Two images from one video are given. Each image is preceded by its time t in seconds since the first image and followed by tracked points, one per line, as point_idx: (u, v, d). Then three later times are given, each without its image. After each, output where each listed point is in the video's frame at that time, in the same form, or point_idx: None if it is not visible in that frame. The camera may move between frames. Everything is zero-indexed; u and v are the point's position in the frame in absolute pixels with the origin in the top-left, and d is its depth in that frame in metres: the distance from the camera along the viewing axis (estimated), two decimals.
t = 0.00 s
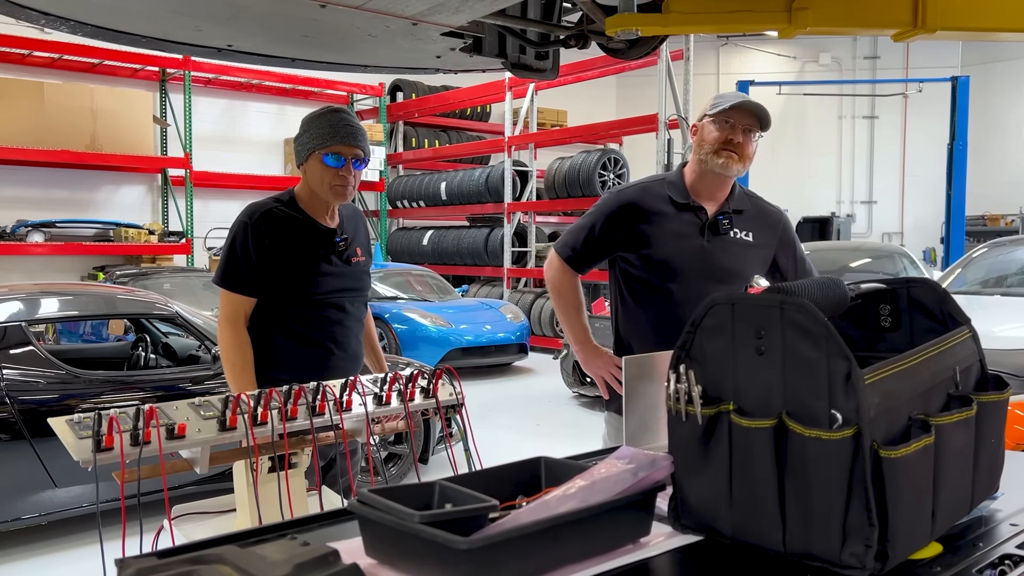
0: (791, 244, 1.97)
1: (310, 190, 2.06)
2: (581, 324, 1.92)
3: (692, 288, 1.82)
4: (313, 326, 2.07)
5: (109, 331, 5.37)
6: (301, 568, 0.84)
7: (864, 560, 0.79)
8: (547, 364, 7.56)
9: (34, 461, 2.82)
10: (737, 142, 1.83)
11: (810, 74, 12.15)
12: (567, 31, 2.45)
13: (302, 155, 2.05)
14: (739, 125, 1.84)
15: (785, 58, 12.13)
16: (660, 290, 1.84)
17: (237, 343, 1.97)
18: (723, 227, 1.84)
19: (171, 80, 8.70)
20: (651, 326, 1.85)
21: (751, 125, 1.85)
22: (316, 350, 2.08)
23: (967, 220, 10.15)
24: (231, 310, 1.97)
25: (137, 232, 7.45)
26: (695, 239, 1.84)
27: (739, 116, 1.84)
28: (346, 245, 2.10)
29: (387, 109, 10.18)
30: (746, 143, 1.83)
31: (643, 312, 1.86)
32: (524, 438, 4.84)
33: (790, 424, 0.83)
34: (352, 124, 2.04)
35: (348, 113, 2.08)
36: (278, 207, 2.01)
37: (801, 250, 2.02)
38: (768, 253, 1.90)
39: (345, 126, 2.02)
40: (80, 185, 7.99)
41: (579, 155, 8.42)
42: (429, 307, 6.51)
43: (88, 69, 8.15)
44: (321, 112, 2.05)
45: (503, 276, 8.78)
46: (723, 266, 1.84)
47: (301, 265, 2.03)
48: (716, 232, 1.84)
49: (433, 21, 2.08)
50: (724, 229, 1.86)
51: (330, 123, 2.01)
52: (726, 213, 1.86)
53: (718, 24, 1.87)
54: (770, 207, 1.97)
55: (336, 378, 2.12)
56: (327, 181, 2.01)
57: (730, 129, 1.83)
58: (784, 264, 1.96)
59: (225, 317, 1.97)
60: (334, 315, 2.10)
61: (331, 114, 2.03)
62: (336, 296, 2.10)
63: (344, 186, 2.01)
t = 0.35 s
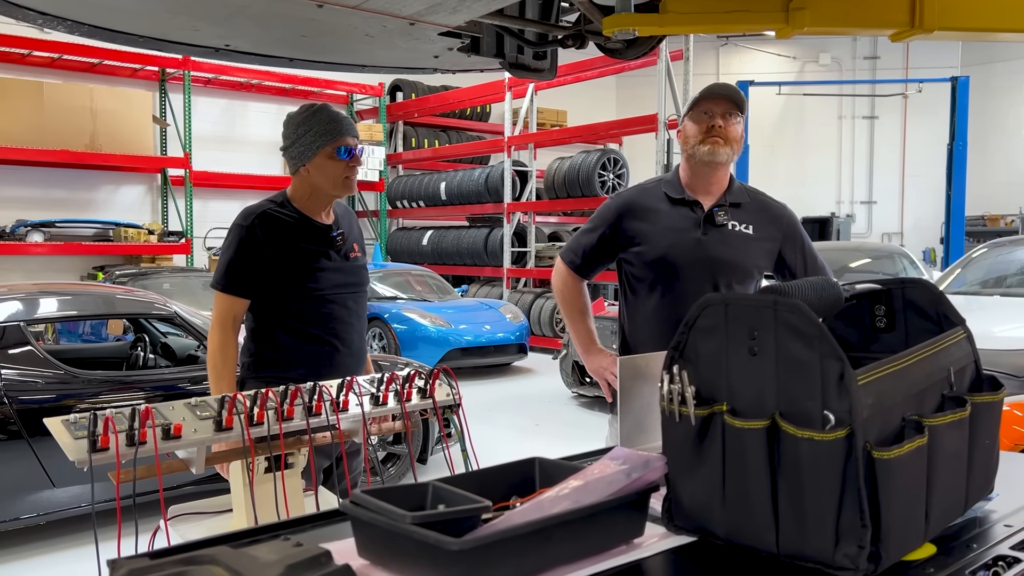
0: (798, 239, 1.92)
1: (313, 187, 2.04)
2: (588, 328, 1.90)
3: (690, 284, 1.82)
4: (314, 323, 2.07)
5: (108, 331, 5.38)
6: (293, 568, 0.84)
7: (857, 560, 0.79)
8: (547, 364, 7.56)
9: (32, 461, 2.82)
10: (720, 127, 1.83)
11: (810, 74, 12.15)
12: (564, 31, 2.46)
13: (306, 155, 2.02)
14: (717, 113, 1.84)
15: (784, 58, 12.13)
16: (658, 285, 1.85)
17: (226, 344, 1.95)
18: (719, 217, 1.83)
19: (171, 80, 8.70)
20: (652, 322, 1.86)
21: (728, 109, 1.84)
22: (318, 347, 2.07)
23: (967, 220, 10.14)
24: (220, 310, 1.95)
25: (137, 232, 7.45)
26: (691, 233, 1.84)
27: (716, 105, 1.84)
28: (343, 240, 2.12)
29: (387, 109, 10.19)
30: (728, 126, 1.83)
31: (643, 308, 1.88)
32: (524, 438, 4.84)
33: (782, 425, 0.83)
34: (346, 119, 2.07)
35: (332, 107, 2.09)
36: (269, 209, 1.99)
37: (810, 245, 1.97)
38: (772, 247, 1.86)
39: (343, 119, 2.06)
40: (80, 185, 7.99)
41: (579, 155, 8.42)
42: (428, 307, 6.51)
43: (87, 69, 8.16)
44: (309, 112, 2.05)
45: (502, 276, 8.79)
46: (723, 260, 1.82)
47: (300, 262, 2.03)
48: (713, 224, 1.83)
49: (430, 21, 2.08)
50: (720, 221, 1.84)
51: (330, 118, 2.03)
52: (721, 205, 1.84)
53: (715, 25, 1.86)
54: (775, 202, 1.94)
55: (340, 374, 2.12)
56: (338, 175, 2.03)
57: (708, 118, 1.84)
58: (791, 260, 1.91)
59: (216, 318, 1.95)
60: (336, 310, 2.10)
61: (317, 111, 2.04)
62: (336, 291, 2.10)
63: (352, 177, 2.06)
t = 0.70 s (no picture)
0: (790, 234, 1.88)
1: (313, 189, 2.05)
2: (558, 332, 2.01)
3: (674, 282, 1.83)
4: (317, 322, 2.07)
5: (108, 331, 5.38)
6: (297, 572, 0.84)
7: (857, 565, 0.79)
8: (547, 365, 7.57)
9: (33, 461, 2.82)
10: (669, 137, 1.88)
11: (810, 75, 12.15)
12: (564, 34, 2.46)
13: (308, 158, 2.01)
14: (667, 121, 1.88)
15: (784, 58, 12.13)
16: (643, 284, 1.88)
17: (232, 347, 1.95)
18: (702, 217, 1.83)
19: (171, 80, 8.71)
20: (637, 321, 1.89)
21: (677, 117, 1.87)
22: (323, 345, 2.08)
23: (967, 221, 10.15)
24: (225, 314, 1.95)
25: (137, 232, 7.44)
26: (674, 232, 1.86)
27: (667, 115, 1.88)
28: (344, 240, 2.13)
29: (387, 109, 10.19)
30: (679, 134, 1.86)
31: (630, 306, 1.91)
32: (524, 438, 4.85)
33: (783, 431, 0.83)
34: (342, 120, 2.07)
35: (323, 109, 2.09)
36: (267, 213, 1.99)
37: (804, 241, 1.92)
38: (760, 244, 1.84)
39: (337, 119, 2.06)
40: (80, 185, 8.00)
41: (578, 155, 8.43)
42: (428, 307, 6.52)
43: (88, 69, 8.16)
44: (304, 114, 2.05)
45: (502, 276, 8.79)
46: (708, 258, 1.82)
47: (301, 262, 2.04)
48: (697, 223, 1.84)
49: (430, 24, 2.08)
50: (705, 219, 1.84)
51: (327, 120, 2.03)
52: (703, 204, 1.84)
53: (713, 28, 1.87)
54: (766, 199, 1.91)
55: (344, 373, 2.13)
56: (340, 176, 2.05)
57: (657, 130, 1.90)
58: (781, 257, 1.88)
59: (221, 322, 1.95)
60: (338, 309, 2.11)
61: (311, 114, 2.04)
62: (338, 290, 2.11)
63: (353, 178, 2.08)
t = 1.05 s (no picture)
0: (784, 237, 1.87)
1: (319, 189, 2.05)
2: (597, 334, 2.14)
3: (667, 285, 1.84)
4: (321, 321, 2.07)
5: (109, 331, 5.39)
6: (309, 570, 0.84)
7: (868, 563, 0.79)
8: (547, 364, 7.57)
9: (36, 461, 2.83)
10: (665, 142, 1.85)
11: (810, 75, 12.15)
12: (569, 33, 2.45)
13: (315, 158, 2.01)
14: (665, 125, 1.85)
15: (785, 58, 12.12)
16: (635, 286, 1.90)
17: (234, 344, 1.96)
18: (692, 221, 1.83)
19: (171, 80, 8.71)
20: (627, 322, 1.91)
21: (672, 122, 1.83)
22: (326, 344, 2.08)
23: (967, 221, 10.16)
24: (227, 311, 1.95)
25: (137, 232, 7.45)
26: (665, 235, 1.86)
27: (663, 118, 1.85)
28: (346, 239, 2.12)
29: (387, 109, 10.20)
30: (676, 138, 1.83)
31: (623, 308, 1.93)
32: (525, 438, 4.85)
33: (794, 429, 0.83)
34: (348, 120, 2.08)
35: (329, 108, 2.08)
36: (269, 212, 1.99)
37: (802, 243, 1.90)
38: (753, 248, 1.84)
39: (343, 120, 2.06)
40: (81, 185, 8.00)
41: (579, 155, 8.43)
42: (429, 307, 6.52)
43: (88, 69, 8.16)
44: (309, 115, 2.05)
45: (503, 276, 8.80)
46: (697, 262, 1.83)
47: (303, 261, 2.04)
48: (687, 228, 1.84)
49: (435, 23, 2.08)
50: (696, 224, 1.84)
51: (333, 121, 2.04)
52: (695, 208, 1.84)
53: (718, 28, 1.88)
54: (762, 200, 1.90)
55: (346, 373, 2.13)
56: (345, 176, 2.05)
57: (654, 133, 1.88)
58: (774, 259, 1.87)
59: (223, 319, 1.95)
60: (342, 307, 2.11)
61: (317, 114, 2.04)
62: (340, 288, 2.11)
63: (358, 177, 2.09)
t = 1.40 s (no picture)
0: (788, 238, 1.85)
1: (322, 189, 2.06)
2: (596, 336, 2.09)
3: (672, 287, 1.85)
4: (323, 320, 2.07)
5: (109, 331, 5.39)
6: (319, 569, 0.84)
7: (878, 561, 0.79)
8: (547, 364, 7.58)
9: (37, 460, 2.83)
10: (669, 146, 1.85)
11: (810, 74, 12.16)
12: (572, 32, 2.44)
13: (317, 158, 2.01)
14: (669, 127, 1.85)
15: (785, 58, 12.12)
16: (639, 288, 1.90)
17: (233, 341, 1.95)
18: (698, 224, 1.83)
19: (171, 80, 8.71)
20: (631, 324, 1.91)
21: (676, 126, 1.84)
22: (329, 344, 2.08)
23: (967, 221, 10.17)
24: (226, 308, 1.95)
25: (137, 232, 7.45)
26: (670, 237, 1.86)
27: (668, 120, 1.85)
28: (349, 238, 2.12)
29: (387, 109, 10.20)
30: (680, 141, 1.83)
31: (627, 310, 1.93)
32: (526, 437, 4.86)
33: (803, 427, 0.84)
34: (349, 120, 2.08)
35: (333, 109, 2.09)
36: (271, 212, 1.99)
37: (808, 242, 1.88)
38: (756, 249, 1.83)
39: (346, 121, 2.06)
40: (81, 185, 8.00)
41: (579, 155, 8.43)
42: (429, 307, 6.52)
43: (88, 69, 8.16)
44: (311, 115, 2.06)
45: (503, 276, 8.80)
46: (702, 264, 1.83)
47: (306, 260, 2.04)
48: (692, 230, 1.84)
49: (438, 23, 2.08)
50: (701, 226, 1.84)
51: (336, 121, 2.04)
52: (700, 211, 1.84)
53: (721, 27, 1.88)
54: (766, 200, 1.89)
55: (350, 372, 2.13)
56: (349, 175, 2.06)
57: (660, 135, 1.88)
58: (779, 260, 1.86)
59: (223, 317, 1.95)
60: (345, 307, 2.11)
61: (318, 114, 2.04)
62: (343, 287, 2.11)
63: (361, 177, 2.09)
